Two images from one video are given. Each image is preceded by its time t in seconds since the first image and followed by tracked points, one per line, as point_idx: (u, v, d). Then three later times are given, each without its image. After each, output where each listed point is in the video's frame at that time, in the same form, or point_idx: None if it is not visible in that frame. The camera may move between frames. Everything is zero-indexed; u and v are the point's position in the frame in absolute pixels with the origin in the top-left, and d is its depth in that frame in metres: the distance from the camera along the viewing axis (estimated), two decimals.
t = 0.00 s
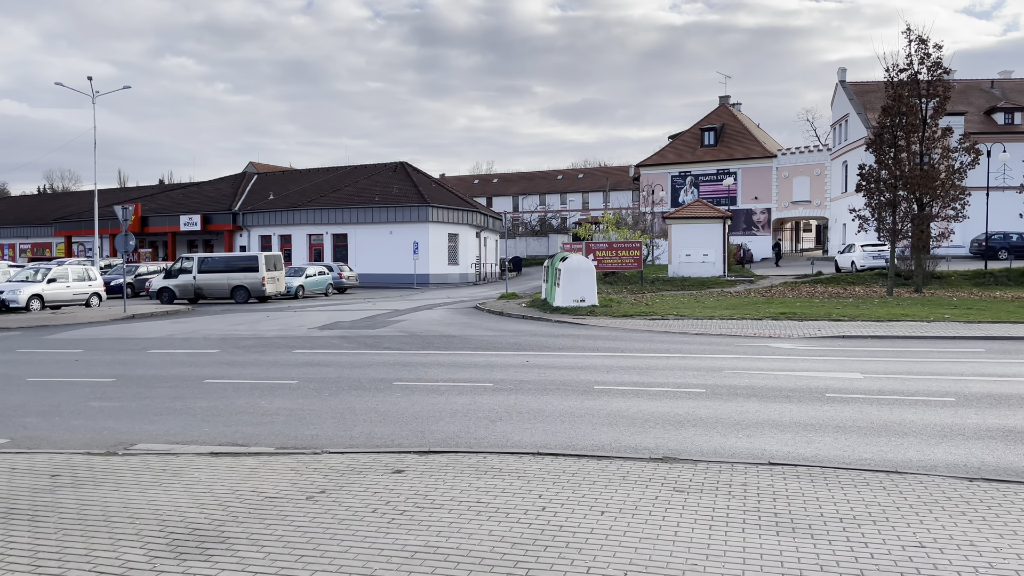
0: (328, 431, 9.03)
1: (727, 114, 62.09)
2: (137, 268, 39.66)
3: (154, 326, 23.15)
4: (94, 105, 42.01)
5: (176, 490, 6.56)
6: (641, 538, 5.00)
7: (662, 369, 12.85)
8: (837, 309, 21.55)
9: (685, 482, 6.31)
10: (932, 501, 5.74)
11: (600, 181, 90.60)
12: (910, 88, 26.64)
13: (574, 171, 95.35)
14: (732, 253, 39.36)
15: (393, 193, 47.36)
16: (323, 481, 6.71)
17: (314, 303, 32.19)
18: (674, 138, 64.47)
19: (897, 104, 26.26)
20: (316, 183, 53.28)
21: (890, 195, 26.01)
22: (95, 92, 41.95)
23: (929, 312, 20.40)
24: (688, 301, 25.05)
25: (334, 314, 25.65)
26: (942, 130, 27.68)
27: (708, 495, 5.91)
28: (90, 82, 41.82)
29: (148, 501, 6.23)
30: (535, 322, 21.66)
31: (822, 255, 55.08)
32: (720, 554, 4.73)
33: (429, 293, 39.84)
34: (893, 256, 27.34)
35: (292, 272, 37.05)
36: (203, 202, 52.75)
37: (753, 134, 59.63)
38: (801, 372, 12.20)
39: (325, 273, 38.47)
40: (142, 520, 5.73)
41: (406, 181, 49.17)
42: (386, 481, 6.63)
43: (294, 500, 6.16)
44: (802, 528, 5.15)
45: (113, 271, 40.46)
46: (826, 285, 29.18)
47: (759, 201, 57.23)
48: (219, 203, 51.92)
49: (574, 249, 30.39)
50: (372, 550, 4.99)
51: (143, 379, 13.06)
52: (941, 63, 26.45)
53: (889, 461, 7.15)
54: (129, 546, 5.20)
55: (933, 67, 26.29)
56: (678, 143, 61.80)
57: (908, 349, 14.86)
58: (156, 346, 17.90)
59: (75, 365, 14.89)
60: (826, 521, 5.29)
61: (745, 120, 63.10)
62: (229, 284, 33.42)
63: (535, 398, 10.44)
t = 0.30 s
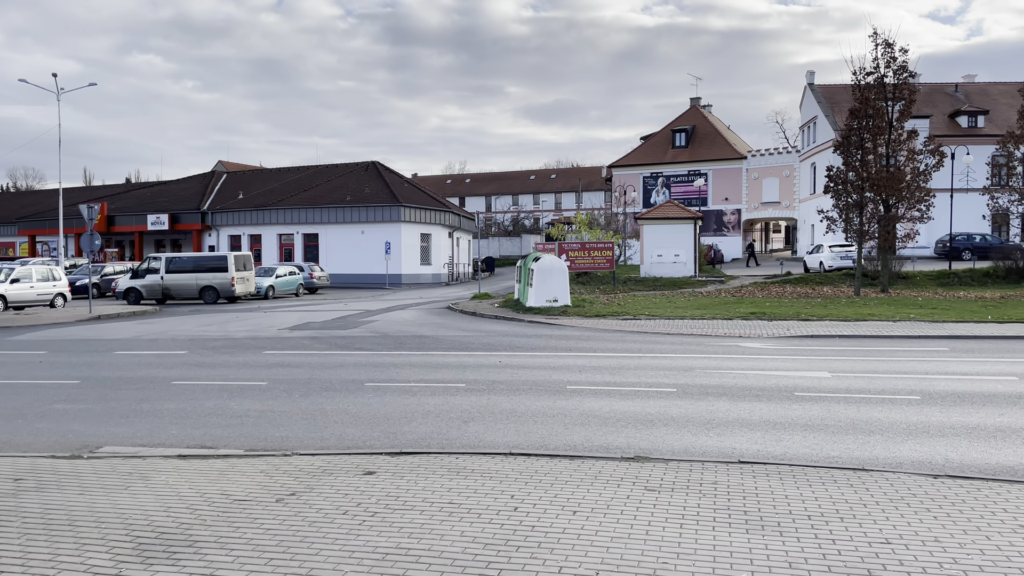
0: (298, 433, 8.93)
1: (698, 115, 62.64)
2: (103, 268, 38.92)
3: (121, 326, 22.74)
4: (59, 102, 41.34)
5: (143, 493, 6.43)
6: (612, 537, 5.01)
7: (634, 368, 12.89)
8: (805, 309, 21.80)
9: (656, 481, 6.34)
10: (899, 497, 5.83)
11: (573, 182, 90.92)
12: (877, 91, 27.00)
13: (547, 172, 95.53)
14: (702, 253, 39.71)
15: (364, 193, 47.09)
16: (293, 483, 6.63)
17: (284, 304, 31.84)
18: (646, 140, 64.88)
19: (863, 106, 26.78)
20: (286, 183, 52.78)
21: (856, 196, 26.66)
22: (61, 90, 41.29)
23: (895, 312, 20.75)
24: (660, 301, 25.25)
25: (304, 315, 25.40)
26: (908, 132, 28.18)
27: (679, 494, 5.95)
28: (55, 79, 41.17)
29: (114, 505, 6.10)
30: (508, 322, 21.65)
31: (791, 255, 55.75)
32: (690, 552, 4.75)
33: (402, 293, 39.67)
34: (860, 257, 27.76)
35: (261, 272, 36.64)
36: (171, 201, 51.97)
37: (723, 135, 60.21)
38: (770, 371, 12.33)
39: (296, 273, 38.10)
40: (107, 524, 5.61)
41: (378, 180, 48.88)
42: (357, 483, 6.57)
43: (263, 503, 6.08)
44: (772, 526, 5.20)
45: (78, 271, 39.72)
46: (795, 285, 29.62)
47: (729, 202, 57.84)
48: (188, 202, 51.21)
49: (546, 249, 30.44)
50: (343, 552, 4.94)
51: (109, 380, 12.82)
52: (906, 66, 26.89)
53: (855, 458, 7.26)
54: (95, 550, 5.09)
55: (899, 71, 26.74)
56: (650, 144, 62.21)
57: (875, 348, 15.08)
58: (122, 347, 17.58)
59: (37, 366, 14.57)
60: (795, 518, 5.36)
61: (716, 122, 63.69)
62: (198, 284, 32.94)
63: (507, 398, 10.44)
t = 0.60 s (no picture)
0: (270, 435, 8.83)
1: (671, 117, 63.13)
2: (70, 267, 38.23)
3: (89, 327, 22.35)
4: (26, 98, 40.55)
5: (111, 496, 6.33)
6: (585, 537, 5.03)
7: (608, 368, 12.94)
8: (776, 309, 22.06)
9: (629, 480, 6.37)
10: (866, 495, 5.93)
11: (547, 182, 91.14)
12: (847, 94, 27.54)
13: (521, 172, 95.68)
14: (675, 254, 40.02)
15: (337, 192, 46.77)
16: (264, 485, 6.56)
17: (255, 304, 31.49)
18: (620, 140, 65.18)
19: (833, 109, 27.19)
20: (258, 181, 52.28)
21: (827, 197, 26.77)
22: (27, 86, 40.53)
23: (863, 312, 21.07)
24: (634, 301, 25.43)
25: (277, 315, 25.15)
26: (876, 135, 28.66)
27: (652, 493, 5.99)
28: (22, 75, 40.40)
29: (80, 508, 5.99)
30: (482, 322, 21.64)
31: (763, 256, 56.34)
32: (663, 551, 4.79)
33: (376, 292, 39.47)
34: (830, 258, 28.01)
35: (232, 272, 36.23)
36: (141, 200, 51.19)
37: (696, 137, 60.71)
38: (741, 370, 12.45)
39: (267, 273, 37.73)
40: (74, 527, 5.51)
41: (351, 179, 48.59)
42: (330, 484, 6.52)
43: (233, 505, 6.00)
44: (742, 524, 5.26)
45: (44, 271, 38.97)
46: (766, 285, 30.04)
47: (702, 203, 58.33)
48: (158, 201, 50.49)
49: (521, 250, 30.48)
50: (315, 555, 4.90)
51: (76, 382, 12.59)
52: (875, 70, 27.32)
53: (825, 456, 7.37)
54: (61, 554, 4.99)
55: (868, 74, 27.19)
56: (623, 145, 62.51)
57: (843, 348, 15.28)
58: (90, 348, 17.28)
59: (1, 368, 14.27)
60: (765, 516, 5.42)
61: (688, 123, 64.23)
62: (168, 284, 32.47)
63: (481, 399, 10.42)
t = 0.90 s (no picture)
0: (241, 436, 8.74)
1: (645, 118, 63.51)
2: (36, 267, 37.50)
3: (56, 327, 21.94)
4: None
5: (77, 499, 6.21)
6: (559, 537, 5.03)
7: (581, 368, 12.97)
8: (748, 309, 22.32)
9: (603, 480, 6.39)
10: (836, 493, 6.00)
11: (522, 182, 91.25)
12: (818, 97, 27.93)
13: (496, 172, 95.69)
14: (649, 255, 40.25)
15: (311, 191, 46.39)
16: (234, 487, 6.48)
17: (227, 304, 31.11)
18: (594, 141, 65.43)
19: (804, 112, 27.55)
20: (231, 180, 51.73)
21: (798, 198, 27.17)
22: None
23: (833, 312, 21.38)
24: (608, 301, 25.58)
25: (249, 315, 24.88)
26: (845, 138, 29.05)
27: (625, 493, 6.01)
28: None
29: (46, 512, 5.88)
30: (457, 323, 21.60)
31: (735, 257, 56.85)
32: (636, 550, 4.80)
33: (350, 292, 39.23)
34: (801, 259, 28.11)
35: (203, 272, 35.78)
36: (110, 198, 50.37)
37: (670, 138, 61.15)
38: (713, 370, 12.55)
39: (239, 273, 37.33)
40: (40, 532, 5.40)
41: (325, 178, 48.23)
42: (302, 486, 6.46)
43: (203, 508, 5.93)
44: (714, 523, 5.29)
45: (9, 271, 38.20)
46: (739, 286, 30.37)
47: (675, 204, 58.76)
48: (127, 199, 49.71)
49: (496, 250, 30.48)
50: (287, 557, 4.85)
51: (41, 383, 12.35)
52: (845, 73, 27.71)
53: (796, 455, 7.44)
54: (26, 559, 4.90)
55: (838, 77, 27.56)
56: (598, 146, 62.75)
57: (814, 347, 15.48)
58: (57, 349, 16.96)
59: None
60: (737, 514, 5.47)
61: (662, 124, 64.65)
62: (138, 284, 31.98)
63: (456, 399, 10.39)
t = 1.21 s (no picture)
0: (211, 438, 8.63)
1: (619, 119, 63.85)
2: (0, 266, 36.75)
3: (21, 328, 21.51)
4: None
5: (42, 502, 6.09)
6: (531, 537, 5.03)
7: (554, 368, 13.01)
8: (719, 309, 22.58)
9: (576, 479, 6.42)
10: (805, 491, 6.08)
11: (496, 182, 91.27)
12: (788, 99, 28.23)
13: (471, 172, 95.62)
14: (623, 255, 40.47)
15: (283, 190, 45.98)
16: (204, 490, 6.39)
17: (197, 304, 30.70)
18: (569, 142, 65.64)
19: (775, 114, 27.88)
20: (201, 178, 51.08)
21: (769, 201, 27.61)
22: None
23: (802, 312, 21.68)
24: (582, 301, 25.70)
25: (220, 315, 24.60)
26: (815, 140, 29.42)
27: (598, 492, 6.03)
28: None
29: (10, 515, 5.76)
30: (432, 323, 21.53)
31: (708, 258, 57.34)
32: (609, 549, 4.83)
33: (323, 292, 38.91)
34: (772, 259, 28.53)
35: (173, 271, 35.30)
36: (77, 197, 49.48)
37: (643, 139, 61.52)
38: (686, 370, 12.65)
39: (210, 272, 36.88)
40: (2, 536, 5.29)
41: (297, 177, 47.83)
42: (272, 488, 6.39)
43: (172, 510, 5.84)
44: (685, 521, 5.34)
45: None
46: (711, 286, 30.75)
47: (649, 205, 59.14)
48: (95, 197, 48.88)
49: (470, 250, 30.44)
50: (257, 560, 4.79)
51: (6, 384, 12.10)
52: (815, 76, 28.08)
53: (767, 454, 7.52)
54: None
55: (809, 80, 27.91)
56: (572, 146, 62.94)
57: (785, 347, 15.67)
58: (22, 350, 16.64)
59: None
60: (708, 513, 5.52)
61: (636, 126, 65.03)
62: (107, 284, 31.46)
63: (429, 399, 10.35)
